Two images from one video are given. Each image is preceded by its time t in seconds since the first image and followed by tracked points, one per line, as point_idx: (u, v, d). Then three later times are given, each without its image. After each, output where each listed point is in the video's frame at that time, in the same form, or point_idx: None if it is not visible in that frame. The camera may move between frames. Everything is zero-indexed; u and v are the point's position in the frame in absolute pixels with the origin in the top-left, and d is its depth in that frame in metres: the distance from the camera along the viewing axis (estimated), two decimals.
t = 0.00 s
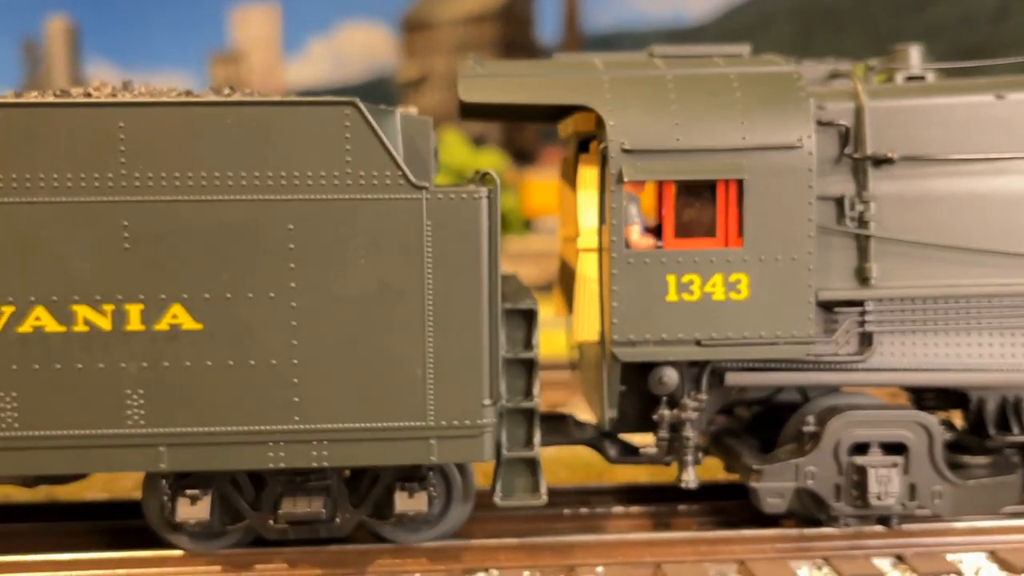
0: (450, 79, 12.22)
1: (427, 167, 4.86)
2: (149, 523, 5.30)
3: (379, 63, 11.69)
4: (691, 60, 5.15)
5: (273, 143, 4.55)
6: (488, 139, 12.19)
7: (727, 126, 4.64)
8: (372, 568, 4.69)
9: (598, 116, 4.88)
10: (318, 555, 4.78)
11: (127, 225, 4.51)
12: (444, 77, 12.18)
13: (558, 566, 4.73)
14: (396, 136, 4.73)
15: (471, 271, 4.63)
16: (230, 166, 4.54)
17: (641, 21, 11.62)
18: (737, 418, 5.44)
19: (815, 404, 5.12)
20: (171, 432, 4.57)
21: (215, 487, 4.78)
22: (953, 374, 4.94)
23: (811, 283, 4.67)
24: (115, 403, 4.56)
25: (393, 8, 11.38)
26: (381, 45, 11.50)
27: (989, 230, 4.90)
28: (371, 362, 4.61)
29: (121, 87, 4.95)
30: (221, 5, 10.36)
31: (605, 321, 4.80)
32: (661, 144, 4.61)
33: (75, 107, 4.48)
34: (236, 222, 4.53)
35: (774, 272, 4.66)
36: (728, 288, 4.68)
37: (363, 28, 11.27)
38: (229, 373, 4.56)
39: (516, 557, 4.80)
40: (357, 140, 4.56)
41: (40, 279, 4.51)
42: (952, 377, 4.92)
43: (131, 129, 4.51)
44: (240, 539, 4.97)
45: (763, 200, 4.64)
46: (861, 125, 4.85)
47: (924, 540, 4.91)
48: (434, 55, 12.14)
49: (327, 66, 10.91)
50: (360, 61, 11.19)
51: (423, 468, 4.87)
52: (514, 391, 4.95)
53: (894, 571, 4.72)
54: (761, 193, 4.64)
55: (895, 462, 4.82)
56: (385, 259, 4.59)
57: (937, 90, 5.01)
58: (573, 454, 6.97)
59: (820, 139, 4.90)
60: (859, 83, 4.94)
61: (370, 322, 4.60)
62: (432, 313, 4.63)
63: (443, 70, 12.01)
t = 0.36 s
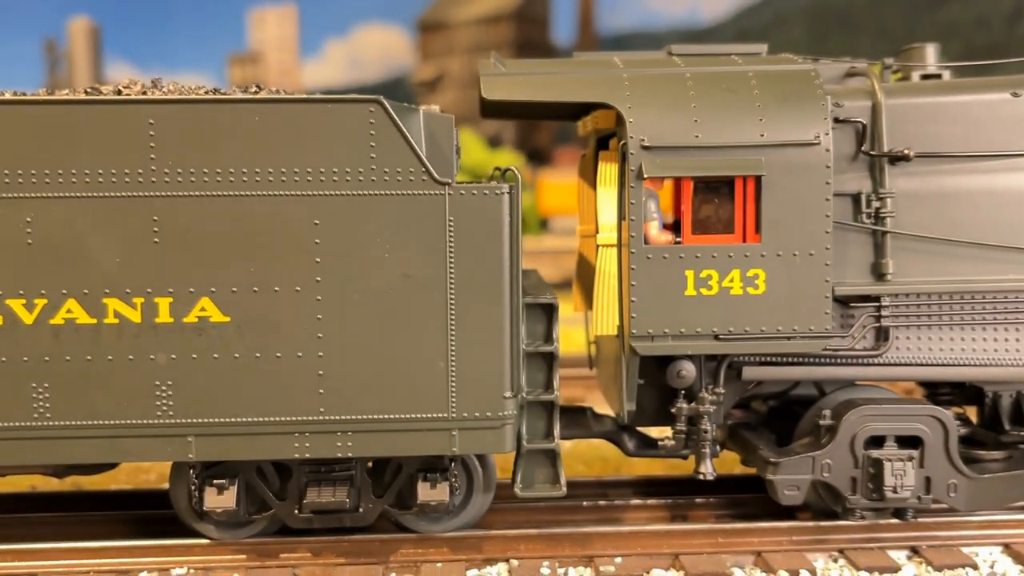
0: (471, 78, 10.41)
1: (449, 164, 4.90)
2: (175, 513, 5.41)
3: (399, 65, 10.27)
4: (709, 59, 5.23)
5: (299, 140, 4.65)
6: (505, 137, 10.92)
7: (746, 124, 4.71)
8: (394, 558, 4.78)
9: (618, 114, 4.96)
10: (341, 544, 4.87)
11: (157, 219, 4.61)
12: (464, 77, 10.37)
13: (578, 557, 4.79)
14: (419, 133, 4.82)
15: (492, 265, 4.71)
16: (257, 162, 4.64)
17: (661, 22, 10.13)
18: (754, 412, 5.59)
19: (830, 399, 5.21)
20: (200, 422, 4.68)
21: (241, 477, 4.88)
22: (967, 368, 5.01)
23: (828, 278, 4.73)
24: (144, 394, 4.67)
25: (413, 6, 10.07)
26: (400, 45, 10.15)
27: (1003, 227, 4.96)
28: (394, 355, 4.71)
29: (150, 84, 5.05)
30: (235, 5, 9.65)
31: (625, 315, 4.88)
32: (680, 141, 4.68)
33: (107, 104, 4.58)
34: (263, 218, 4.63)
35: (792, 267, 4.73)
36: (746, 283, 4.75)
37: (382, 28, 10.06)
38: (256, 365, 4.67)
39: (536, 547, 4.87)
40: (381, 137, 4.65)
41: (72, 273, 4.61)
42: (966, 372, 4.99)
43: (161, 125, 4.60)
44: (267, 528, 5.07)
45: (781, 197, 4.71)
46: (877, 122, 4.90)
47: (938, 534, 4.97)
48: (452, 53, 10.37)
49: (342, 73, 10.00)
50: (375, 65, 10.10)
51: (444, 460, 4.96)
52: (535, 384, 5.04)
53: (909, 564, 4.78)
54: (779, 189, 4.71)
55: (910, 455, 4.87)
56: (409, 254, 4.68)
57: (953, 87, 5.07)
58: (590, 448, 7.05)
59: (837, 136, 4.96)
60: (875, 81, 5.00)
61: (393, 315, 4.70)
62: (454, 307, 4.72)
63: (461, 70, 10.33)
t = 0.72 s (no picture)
0: (488, 79, 10.42)
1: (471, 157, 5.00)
2: (201, 502, 5.50)
3: (417, 67, 10.26)
4: (730, 55, 5.29)
5: (325, 134, 4.73)
6: (522, 138, 10.84)
7: (767, 118, 4.76)
8: (417, 547, 4.84)
9: (639, 109, 5.02)
10: (365, 533, 4.95)
11: (186, 212, 4.69)
12: (481, 78, 10.38)
13: (598, 547, 4.83)
14: (443, 127, 4.89)
15: (515, 257, 4.78)
16: (284, 156, 4.72)
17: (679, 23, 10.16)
18: (774, 406, 5.59)
19: (849, 392, 5.24)
20: (227, 411, 4.77)
21: (267, 466, 4.96)
22: (986, 363, 5.04)
23: (848, 272, 4.77)
24: (173, 384, 4.75)
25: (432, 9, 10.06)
26: (419, 47, 10.13)
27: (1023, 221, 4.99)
28: (418, 345, 4.78)
29: (178, 80, 5.15)
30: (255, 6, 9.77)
31: (646, 308, 4.93)
32: (701, 135, 4.74)
33: (138, 99, 4.67)
34: (290, 210, 4.71)
35: (812, 261, 4.77)
36: (766, 276, 4.79)
37: (400, 29, 10.08)
38: (283, 356, 4.75)
39: (557, 538, 4.92)
40: (406, 131, 4.73)
41: (103, 264, 4.70)
42: (985, 366, 5.02)
43: (190, 120, 4.69)
44: (290, 518, 5.18)
45: (802, 191, 4.75)
46: (897, 117, 4.95)
47: (958, 527, 4.99)
48: (470, 54, 10.34)
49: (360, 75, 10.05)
50: (393, 67, 10.13)
51: (467, 450, 5.02)
52: (556, 375, 5.10)
53: (928, 556, 4.80)
54: (799, 184, 4.75)
55: (929, 448, 4.90)
56: (433, 246, 4.75)
57: (973, 83, 5.10)
58: (609, 443, 7.11)
59: (857, 132, 5.01)
60: (895, 76, 5.05)
61: (417, 307, 4.77)
62: (477, 298, 4.78)
63: (479, 72, 10.34)
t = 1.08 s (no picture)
0: (510, 86, 10.52)
1: (493, 169, 5.12)
2: (228, 502, 5.67)
3: (439, 73, 10.42)
4: (745, 68, 5.42)
5: (351, 147, 4.89)
6: (543, 145, 10.93)
7: (780, 131, 4.89)
8: (438, 547, 4.99)
9: (655, 122, 5.16)
10: (387, 533, 5.09)
11: (217, 221, 4.87)
12: (503, 85, 10.50)
13: (614, 548, 4.96)
14: (464, 139, 5.05)
15: (534, 267, 4.92)
16: (311, 167, 4.89)
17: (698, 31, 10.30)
18: (787, 411, 5.78)
19: (861, 398, 5.36)
20: (255, 414, 4.94)
21: (294, 467, 5.14)
22: (995, 370, 5.14)
23: (859, 281, 4.89)
24: (204, 387, 4.93)
25: (453, 16, 10.22)
26: (440, 54, 10.31)
27: None
28: (439, 351, 4.93)
29: (210, 93, 5.34)
30: (279, 13, 9.97)
31: (661, 316, 5.06)
32: (716, 148, 4.87)
33: (172, 113, 4.85)
34: (317, 220, 4.88)
35: (824, 270, 4.89)
36: (779, 285, 4.92)
37: (422, 36, 10.25)
38: (309, 360, 4.92)
39: (574, 539, 5.06)
40: (429, 144, 4.88)
41: (137, 272, 4.88)
42: (995, 373, 5.13)
43: (222, 132, 4.87)
44: (315, 517, 5.35)
45: (814, 202, 4.88)
46: (908, 130, 5.06)
47: (968, 531, 5.09)
48: (491, 60, 10.43)
49: (383, 81, 10.28)
50: (416, 73, 10.32)
51: (486, 452, 5.17)
52: (573, 380, 5.25)
53: (937, 560, 4.90)
54: (812, 195, 4.87)
55: (939, 454, 5.00)
56: (454, 255, 4.90)
57: (984, 96, 5.21)
58: (626, 447, 7.24)
59: (868, 144, 5.13)
60: (906, 90, 5.15)
61: (439, 313, 4.92)
62: (496, 306, 4.93)
63: (501, 78, 10.47)
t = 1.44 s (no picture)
0: (530, 88, 10.60)
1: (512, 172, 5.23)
2: (254, 498, 5.81)
3: (460, 76, 10.50)
4: (760, 74, 5.51)
5: (374, 151, 5.02)
6: (562, 147, 11.08)
7: (794, 136, 4.97)
8: (458, 542, 5.09)
9: (671, 126, 5.26)
10: (408, 529, 5.21)
11: (243, 223, 5.00)
12: (524, 88, 10.59)
13: (630, 545, 5.06)
14: (484, 144, 5.17)
15: (551, 269, 5.03)
16: (335, 171, 5.02)
17: (718, 33, 10.33)
18: (802, 412, 5.86)
19: (874, 399, 5.43)
20: (280, 411, 5.07)
21: (317, 463, 5.28)
22: (1009, 372, 5.20)
23: (872, 283, 4.97)
24: (230, 384, 5.07)
25: (474, 19, 10.32)
26: (461, 56, 10.40)
27: None
28: (459, 350, 5.04)
29: (236, 98, 5.49)
30: (301, 17, 10.13)
31: (677, 317, 5.15)
32: (730, 152, 4.96)
33: (201, 118, 4.99)
34: (341, 223, 5.00)
35: (837, 273, 4.98)
36: (793, 287, 5.00)
37: (443, 39, 10.35)
38: (332, 359, 5.05)
39: (590, 535, 5.16)
40: (450, 148, 5.00)
41: (166, 272, 5.02)
42: (1008, 375, 5.19)
43: (249, 137, 5.00)
44: (338, 512, 5.47)
45: (827, 205, 4.96)
46: (921, 135, 5.13)
47: (980, 531, 5.15)
48: (512, 62, 10.50)
49: (404, 83, 10.41)
50: (437, 75, 10.41)
51: (505, 450, 5.28)
52: (590, 380, 5.35)
53: (950, 558, 4.96)
54: (826, 198, 4.96)
55: (951, 453, 5.07)
56: (474, 257, 5.01)
57: (998, 101, 5.27)
58: (644, 447, 7.34)
59: (881, 148, 5.21)
60: (919, 95, 5.22)
61: (459, 314, 5.03)
62: (515, 306, 5.04)
63: (522, 80, 10.56)
